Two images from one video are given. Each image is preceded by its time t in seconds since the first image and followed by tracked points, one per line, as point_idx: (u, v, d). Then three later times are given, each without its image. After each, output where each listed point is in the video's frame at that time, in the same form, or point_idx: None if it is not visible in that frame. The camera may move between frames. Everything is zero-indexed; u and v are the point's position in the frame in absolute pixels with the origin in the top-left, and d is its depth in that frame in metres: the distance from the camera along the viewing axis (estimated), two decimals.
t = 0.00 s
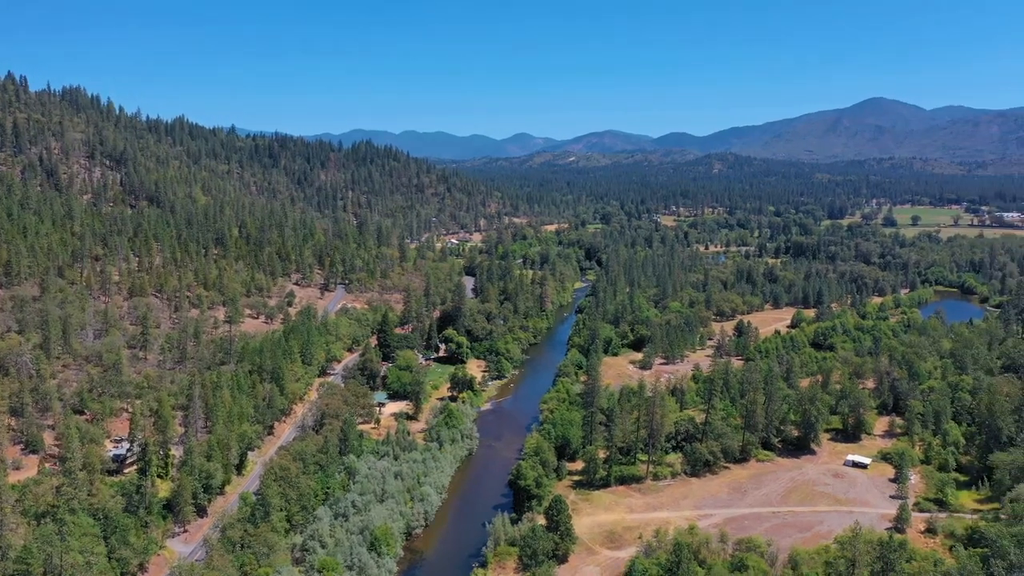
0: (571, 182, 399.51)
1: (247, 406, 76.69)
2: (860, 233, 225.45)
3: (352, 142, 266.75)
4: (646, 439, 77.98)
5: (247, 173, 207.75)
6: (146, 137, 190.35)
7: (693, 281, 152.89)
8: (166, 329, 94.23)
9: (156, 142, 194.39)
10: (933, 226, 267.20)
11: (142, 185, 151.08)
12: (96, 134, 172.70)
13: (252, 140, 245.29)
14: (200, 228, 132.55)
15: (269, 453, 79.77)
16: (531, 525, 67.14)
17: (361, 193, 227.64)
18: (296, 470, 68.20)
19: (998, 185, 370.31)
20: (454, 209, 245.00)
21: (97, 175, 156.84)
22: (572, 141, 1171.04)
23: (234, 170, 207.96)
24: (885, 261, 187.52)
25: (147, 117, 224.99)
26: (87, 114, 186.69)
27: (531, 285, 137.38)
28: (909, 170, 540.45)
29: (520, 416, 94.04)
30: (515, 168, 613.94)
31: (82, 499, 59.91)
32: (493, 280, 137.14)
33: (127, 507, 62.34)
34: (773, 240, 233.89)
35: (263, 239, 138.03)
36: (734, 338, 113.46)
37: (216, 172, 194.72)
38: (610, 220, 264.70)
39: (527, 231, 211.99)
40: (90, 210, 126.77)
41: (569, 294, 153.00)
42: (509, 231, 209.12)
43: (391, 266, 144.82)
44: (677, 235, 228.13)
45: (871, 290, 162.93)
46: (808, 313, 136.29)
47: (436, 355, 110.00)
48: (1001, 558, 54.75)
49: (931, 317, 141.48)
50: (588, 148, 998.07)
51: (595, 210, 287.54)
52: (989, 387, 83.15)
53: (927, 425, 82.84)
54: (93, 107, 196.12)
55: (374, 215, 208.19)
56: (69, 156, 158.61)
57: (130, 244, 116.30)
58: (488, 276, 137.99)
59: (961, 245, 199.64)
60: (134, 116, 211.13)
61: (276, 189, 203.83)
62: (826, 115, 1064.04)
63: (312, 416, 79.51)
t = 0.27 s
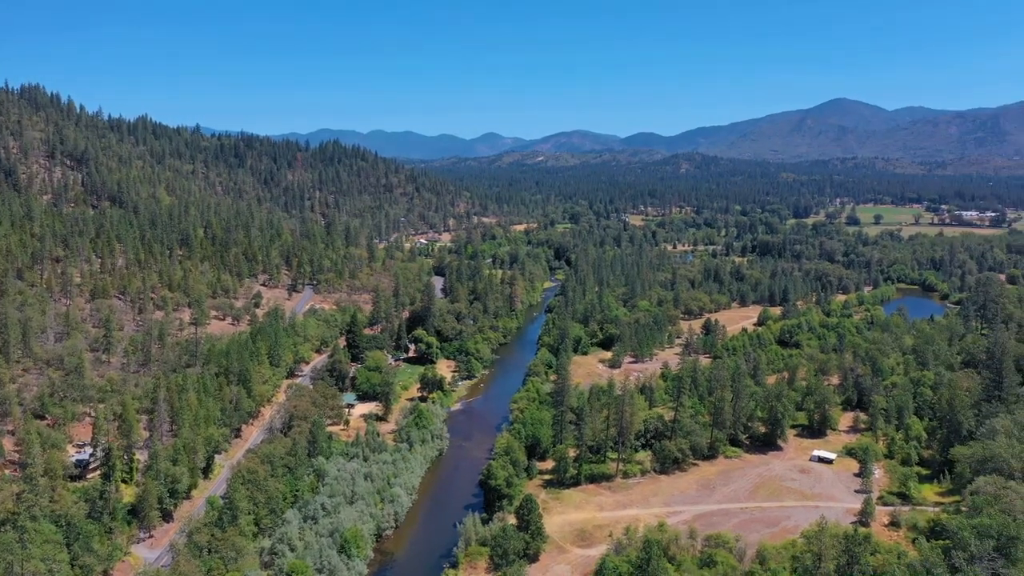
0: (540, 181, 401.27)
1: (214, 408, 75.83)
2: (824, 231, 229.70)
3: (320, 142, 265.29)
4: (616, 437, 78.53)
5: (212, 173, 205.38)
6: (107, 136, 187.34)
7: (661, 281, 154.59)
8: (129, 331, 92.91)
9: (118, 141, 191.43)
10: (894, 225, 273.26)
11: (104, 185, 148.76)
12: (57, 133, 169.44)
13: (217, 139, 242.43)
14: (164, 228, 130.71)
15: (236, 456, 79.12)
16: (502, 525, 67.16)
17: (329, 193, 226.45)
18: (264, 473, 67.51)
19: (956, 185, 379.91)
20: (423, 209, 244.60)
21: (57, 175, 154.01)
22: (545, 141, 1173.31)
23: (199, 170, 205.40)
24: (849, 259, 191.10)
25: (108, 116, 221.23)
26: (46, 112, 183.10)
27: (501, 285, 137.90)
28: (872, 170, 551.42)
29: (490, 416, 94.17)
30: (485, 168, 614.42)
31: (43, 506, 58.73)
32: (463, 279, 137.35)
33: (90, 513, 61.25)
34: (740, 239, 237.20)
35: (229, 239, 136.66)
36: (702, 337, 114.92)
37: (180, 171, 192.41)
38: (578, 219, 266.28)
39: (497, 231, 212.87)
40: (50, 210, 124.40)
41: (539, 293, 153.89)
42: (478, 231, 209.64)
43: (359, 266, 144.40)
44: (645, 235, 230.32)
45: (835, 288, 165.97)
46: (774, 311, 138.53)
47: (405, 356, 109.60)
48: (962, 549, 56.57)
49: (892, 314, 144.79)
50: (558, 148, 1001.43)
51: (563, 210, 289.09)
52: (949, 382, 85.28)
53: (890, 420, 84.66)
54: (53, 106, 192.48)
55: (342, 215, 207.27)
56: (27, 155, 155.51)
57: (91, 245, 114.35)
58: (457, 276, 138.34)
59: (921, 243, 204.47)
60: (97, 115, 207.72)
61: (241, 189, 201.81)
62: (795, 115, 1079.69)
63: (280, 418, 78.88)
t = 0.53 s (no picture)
0: (508, 181, 402.69)
1: (179, 412, 75.03)
2: (788, 230, 233.78)
3: (286, 142, 263.73)
4: (585, 436, 79.02)
5: (175, 173, 202.89)
6: (67, 136, 184.10)
7: (629, 280, 157.44)
8: (90, 334, 91.44)
9: (79, 141, 188.28)
10: (856, 224, 278.79)
11: (64, 186, 146.26)
12: (14, 132, 165.98)
13: (181, 139, 239.55)
14: (126, 229, 128.83)
15: (202, 459, 78.23)
16: (472, 525, 67.15)
17: (295, 193, 225.09)
18: (230, 476, 66.62)
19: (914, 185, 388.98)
20: (390, 209, 244.12)
21: (14, 175, 151.00)
22: (517, 140, 1174.80)
23: (162, 170, 202.79)
24: (812, 257, 194.83)
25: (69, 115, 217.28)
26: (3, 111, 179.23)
27: (469, 285, 138.70)
28: (836, 169, 562.03)
29: (459, 416, 94.38)
30: (453, 168, 614.34)
31: (1, 513, 57.06)
32: (431, 279, 137.62)
33: (50, 520, 59.86)
34: (706, 238, 240.31)
35: (194, 240, 135.22)
36: (669, 335, 116.26)
37: (143, 172, 189.86)
38: (546, 219, 267.74)
39: (465, 231, 213.57)
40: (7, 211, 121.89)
41: (507, 293, 155.00)
42: (446, 231, 210.15)
43: (326, 267, 143.84)
44: (612, 234, 232.26)
45: (799, 286, 169.57)
46: (739, 309, 140.56)
47: (374, 357, 108.96)
48: (924, 541, 57.56)
49: (854, 311, 147.92)
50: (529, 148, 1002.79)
51: (532, 209, 290.45)
52: (910, 377, 87.45)
53: (853, 417, 86.61)
54: (11, 104, 188.43)
55: (309, 215, 206.26)
56: None
57: (51, 247, 112.25)
58: (425, 276, 138.71)
59: (882, 242, 209.03)
60: (56, 114, 204.01)
61: (206, 189, 199.66)
62: (765, 116, 1095.02)
63: (246, 421, 78.20)
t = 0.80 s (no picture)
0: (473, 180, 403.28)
1: (138, 416, 73.82)
2: (750, 229, 238.01)
3: (247, 141, 261.13)
4: (551, 435, 79.59)
5: (133, 173, 199.72)
6: (21, 136, 180.09)
7: (594, 279, 160.88)
8: (45, 338, 89.60)
9: (33, 141, 184.31)
10: (816, 222, 284.47)
11: (17, 186, 143.05)
12: None
13: (139, 138, 235.79)
14: (83, 230, 126.44)
15: (163, 464, 77.08)
16: (439, 526, 66.80)
17: (257, 193, 223.00)
18: (192, 481, 65.46)
19: (871, 185, 398.48)
20: (354, 209, 243.09)
21: None
22: (481, 140, 1176.53)
23: (120, 170, 199.44)
24: (774, 256, 198.35)
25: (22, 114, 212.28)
26: None
27: (434, 285, 139.37)
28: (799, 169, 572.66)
29: (425, 417, 94.49)
30: (419, 168, 613.63)
31: None
32: (396, 280, 137.64)
33: (4, 529, 58.30)
34: (669, 237, 243.55)
35: (154, 241, 133.26)
36: (635, 334, 117.59)
37: (100, 172, 186.53)
38: (511, 218, 268.76)
39: (430, 231, 213.81)
40: None
41: (473, 293, 155.86)
42: (411, 231, 210.22)
43: (290, 268, 142.90)
44: (577, 234, 234.11)
45: (761, 284, 173.43)
46: (702, 307, 142.68)
47: (339, 358, 109.48)
48: (882, 533, 58.11)
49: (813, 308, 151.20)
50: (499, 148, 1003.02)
51: (498, 208, 291.50)
52: (869, 373, 89.67)
53: (814, 412, 88.64)
54: None
55: (271, 216, 204.65)
56: None
57: (5, 249, 109.69)
58: (390, 277, 138.78)
59: (841, 240, 213.64)
60: (10, 113, 199.29)
61: (165, 190, 196.83)
62: (733, 116, 1109.67)
63: (209, 424, 77.30)
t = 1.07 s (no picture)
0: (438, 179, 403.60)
1: (98, 421, 72.43)
2: (714, 228, 242.04)
3: (209, 141, 258.07)
4: (518, 434, 79.98)
5: (91, 173, 196.13)
6: None
7: (560, 278, 165.46)
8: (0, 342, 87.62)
9: None
10: (779, 221, 289.59)
11: None
12: None
13: (97, 137, 231.51)
14: (39, 231, 123.81)
15: (124, 470, 75.71)
16: (406, 527, 66.31)
17: (219, 193, 220.45)
18: (154, 486, 64.15)
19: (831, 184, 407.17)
20: (319, 209, 241.63)
21: None
22: (450, 138, 1175.69)
23: (77, 170, 195.60)
24: (737, 254, 201.87)
25: None
26: None
27: (400, 286, 140.29)
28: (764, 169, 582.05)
29: (392, 419, 94.72)
30: (385, 168, 611.74)
31: None
32: (361, 281, 137.53)
33: None
34: (634, 236, 246.20)
35: (113, 242, 131.12)
36: (601, 333, 120.94)
37: (56, 172, 182.78)
38: (477, 218, 269.50)
39: (395, 231, 213.72)
40: None
41: (438, 293, 157.70)
42: (376, 232, 210.07)
43: (253, 269, 141.77)
44: (543, 233, 235.61)
45: (725, 282, 177.20)
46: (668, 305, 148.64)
47: (304, 360, 110.31)
48: (844, 527, 58.27)
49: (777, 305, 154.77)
50: (467, 149, 1003.05)
51: (464, 208, 292.18)
52: (831, 370, 92.03)
53: (778, 408, 91.07)
54: None
55: (234, 216, 202.67)
56: None
57: None
58: (355, 278, 138.81)
59: (802, 239, 217.83)
60: None
61: (125, 190, 193.63)
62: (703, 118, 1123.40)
63: (171, 428, 76.16)
